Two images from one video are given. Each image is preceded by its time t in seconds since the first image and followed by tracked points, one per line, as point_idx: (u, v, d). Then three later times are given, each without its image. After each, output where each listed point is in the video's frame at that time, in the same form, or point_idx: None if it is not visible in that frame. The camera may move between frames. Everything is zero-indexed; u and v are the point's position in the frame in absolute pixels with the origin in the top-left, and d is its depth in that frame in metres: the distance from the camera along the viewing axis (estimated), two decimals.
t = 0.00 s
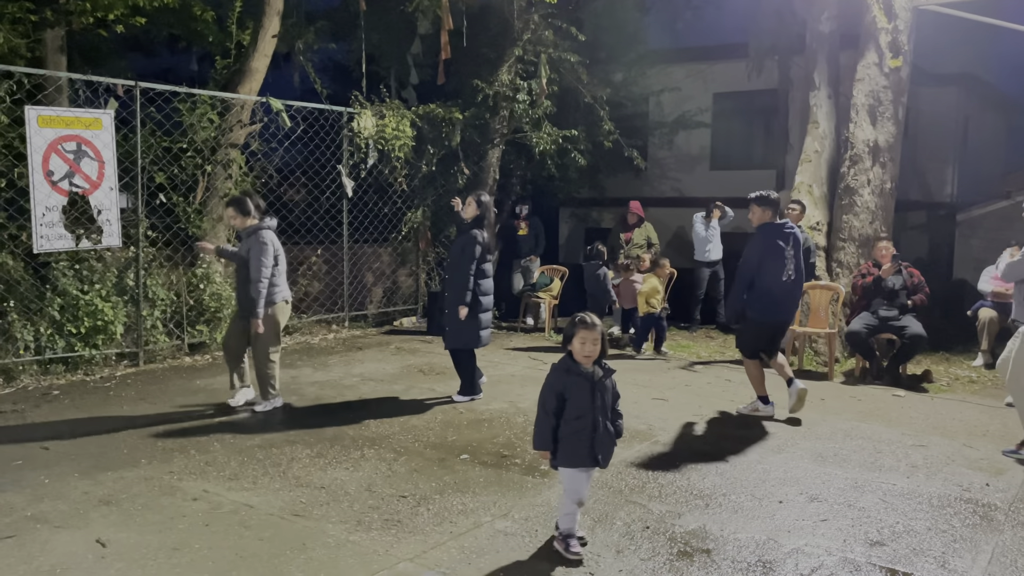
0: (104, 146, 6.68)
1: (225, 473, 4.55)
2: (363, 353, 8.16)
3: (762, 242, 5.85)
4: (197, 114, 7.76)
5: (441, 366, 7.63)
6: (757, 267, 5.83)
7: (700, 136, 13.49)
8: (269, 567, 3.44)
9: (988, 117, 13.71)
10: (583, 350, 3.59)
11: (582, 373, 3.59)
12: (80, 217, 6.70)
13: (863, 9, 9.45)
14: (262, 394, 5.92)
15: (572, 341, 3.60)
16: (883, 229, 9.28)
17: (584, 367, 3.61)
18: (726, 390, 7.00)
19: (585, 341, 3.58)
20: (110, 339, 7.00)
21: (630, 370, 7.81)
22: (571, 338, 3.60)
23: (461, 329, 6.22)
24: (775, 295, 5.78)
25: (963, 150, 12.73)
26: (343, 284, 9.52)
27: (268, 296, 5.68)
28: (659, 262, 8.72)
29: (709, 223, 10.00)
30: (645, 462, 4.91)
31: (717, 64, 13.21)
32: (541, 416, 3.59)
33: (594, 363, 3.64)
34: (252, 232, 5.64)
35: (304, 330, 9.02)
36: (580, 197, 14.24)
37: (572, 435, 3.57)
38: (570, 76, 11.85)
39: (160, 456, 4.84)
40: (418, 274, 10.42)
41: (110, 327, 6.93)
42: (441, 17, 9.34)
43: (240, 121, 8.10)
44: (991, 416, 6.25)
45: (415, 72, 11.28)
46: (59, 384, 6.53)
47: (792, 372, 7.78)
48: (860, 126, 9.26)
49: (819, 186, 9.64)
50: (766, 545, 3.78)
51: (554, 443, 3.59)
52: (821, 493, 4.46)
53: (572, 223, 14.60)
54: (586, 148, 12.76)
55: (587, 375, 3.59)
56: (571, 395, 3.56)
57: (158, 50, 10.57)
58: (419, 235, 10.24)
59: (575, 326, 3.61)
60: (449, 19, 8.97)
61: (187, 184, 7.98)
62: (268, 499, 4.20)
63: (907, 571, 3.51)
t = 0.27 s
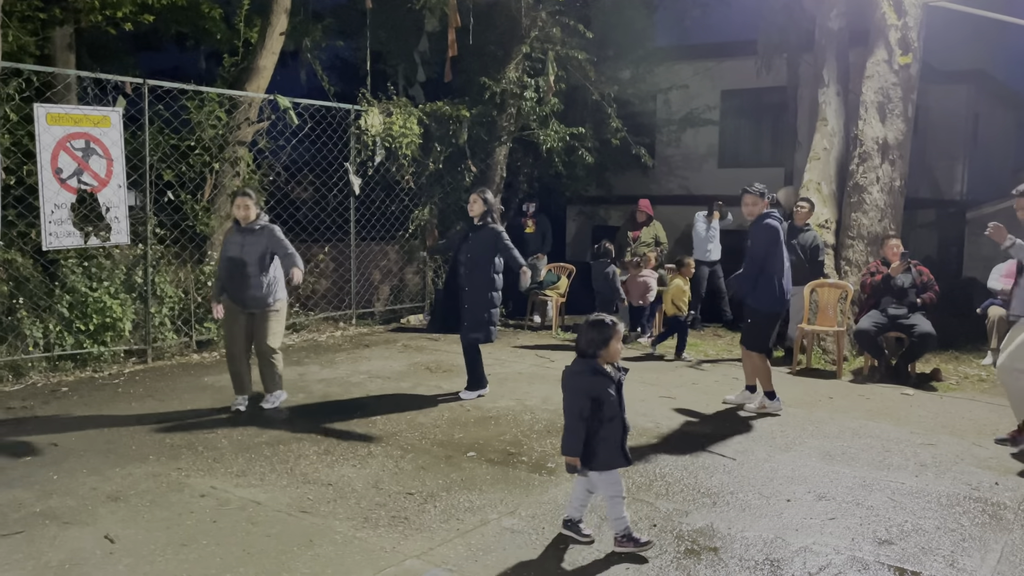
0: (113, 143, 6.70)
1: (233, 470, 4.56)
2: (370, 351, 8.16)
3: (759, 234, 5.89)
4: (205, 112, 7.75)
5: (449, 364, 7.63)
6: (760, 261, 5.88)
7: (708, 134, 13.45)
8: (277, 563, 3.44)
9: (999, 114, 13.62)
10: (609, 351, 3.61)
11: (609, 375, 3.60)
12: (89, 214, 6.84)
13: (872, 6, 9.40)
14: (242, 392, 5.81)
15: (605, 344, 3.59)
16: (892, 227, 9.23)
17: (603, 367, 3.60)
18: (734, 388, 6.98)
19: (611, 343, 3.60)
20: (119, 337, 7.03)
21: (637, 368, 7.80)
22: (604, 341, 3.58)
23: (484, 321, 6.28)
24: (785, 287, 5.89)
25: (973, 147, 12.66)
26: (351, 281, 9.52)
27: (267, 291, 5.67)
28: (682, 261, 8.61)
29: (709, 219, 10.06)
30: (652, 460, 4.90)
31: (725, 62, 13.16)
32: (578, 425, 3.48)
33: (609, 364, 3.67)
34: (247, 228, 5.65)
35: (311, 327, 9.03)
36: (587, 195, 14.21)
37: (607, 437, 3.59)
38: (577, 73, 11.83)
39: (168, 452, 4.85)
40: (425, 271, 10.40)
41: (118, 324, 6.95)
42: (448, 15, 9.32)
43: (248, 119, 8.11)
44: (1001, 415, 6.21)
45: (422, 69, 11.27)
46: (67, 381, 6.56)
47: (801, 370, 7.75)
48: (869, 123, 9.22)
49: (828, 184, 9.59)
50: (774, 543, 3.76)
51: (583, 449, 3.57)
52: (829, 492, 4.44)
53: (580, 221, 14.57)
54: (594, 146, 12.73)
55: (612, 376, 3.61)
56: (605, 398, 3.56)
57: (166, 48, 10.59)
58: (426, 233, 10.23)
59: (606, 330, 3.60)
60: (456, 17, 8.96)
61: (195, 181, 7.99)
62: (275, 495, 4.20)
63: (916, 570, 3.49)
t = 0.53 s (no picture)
0: (120, 142, 6.72)
1: (239, 468, 4.58)
2: (376, 349, 8.17)
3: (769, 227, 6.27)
4: (211, 111, 7.78)
5: (453, 362, 7.64)
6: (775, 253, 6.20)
7: (713, 132, 13.43)
8: (281, 561, 3.45)
9: (1006, 111, 13.57)
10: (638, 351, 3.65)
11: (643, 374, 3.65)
12: (95, 214, 6.93)
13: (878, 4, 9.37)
14: (246, 391, 5.80)
15: (638, 343, 3.63)
16: (898, 225, 9.21)
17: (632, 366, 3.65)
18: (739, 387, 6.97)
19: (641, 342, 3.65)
20: (125, 335, 7.09)
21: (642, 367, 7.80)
22: (642, 342, 3.62)
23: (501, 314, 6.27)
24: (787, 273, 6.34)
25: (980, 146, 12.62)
26: (356, 280, 9.55)
27: (273, 287, 5.68)
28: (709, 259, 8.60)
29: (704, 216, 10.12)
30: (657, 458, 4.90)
31: (731, 60, 13.14)
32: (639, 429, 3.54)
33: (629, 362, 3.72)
34: (253, 226, 5.66)
35: (317, 325, 9.06)
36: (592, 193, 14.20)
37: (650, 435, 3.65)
38: (582, 71, 11.82)
39: (174, 450, 4.87)
40: (430, 270, 10.42)
41: (125, 322, 7.01)
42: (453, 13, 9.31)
43: (254, 118, 8.14)
44: (1006, 414, 6.20)
45: (428, 68, 11.28)
46: (74, 378, 6.60)
47: (805, 369, 7.74)
48: (875, 121, 9.19)
49: (833, 182, 9.58)
50: (779, 543, 3.76)
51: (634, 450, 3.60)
52: (834, 491, 4.44)
53: (585, 220, 14.56)
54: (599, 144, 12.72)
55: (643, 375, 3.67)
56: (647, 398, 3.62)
57: (172, 47, 10.62)
58: (431, 232, 10.25)
59: (639, 329, 3.63)
60: (461, 16, 8.95)
61: (202, 179, 8.02)
62: (281, 493, 4.22)
63: (921, 570, 3.49)
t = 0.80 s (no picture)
0: (127, 141, 6.74)
1: (245, 466, 4.59)
2: (381, 348, 8.18)
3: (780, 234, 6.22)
4: (218, 109, 7.78)
5: (459, 361, 7.65)
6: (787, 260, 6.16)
7: (719, 130, 13.41)
8: (288, 559, 3.46)
9: (1013, 110, 13.52)
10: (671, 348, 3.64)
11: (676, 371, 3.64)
12: (103, 211, 6.84)
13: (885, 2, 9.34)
14: (254, 391, 5.83)
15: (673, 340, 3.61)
16: (905, 224, 9.18)
17: (667, 365, 3.63)
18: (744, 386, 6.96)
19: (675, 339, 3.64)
20: (132, 332, 7.09)
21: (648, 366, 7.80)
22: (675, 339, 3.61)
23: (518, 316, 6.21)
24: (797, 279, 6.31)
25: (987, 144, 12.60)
26: (362, 278, 9.56)
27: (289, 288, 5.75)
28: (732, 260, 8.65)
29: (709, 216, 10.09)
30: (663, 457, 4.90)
31: (737, 59, 13.11)
32: (687, 429, 3.51)
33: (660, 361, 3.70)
34: (271, 228, 5.68)
35: (323, 324, 9.08)
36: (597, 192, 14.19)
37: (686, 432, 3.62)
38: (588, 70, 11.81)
39: (181, 448, 4.88)
40: (436, 268, 10.42)
41: (132, 320, 7.02)
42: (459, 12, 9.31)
43: (260, 116, 8.15)
44: (1014, 414, 6.18)
45: (433, 66, 11.28)
46: (82, 376, 6.62)
47: (811, 368, 7.73)
48: (882, 120, 9.16)
49: (840, 181, 9.55)
50: (785, 542, 3.76)
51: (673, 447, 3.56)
52: (841, 490, 4.43)
53: (590, 218, 14.56)
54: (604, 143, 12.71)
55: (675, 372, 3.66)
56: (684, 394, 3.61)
57: (178, 45, 10.64)
58: (436, 230, 10.25)
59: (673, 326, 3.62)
60: (467, 15, 8.94)
61: (208, 178, 8.03)
62: (287, 490, 4.23)
63: (928, 570, 3.48)
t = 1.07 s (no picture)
0: (136, 140, 6.77)
1: (252, 464, 4.60)
2: (388, 347, 8.20)
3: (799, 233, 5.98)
4: (226, 109, 7.81)
5: (465, 360, 7.65)
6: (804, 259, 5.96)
7: (726, 130, 13.39)
8: (295, 557, 3.47)
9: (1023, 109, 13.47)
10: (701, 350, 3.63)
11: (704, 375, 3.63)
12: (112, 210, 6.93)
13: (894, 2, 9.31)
14: (267, 386, 5.86)
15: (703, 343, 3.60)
16: (913, 225, 9.15)
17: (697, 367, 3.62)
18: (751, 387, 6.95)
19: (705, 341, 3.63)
20: (141, 330, 7.12)
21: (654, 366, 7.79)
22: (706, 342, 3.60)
23: (533, 316, 6.19)
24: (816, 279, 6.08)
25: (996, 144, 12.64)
26: (369, 278, 9.59)
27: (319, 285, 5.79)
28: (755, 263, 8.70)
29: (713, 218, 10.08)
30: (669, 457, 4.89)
31: (744, 58, 13.08)
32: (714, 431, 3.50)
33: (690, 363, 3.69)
34: (299, 225, 5.73)
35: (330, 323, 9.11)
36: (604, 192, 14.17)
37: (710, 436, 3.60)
38: (595, 70, 11.81)
39: (189, 446, 4.90)
40: (442, 268, 10.44)
41: (141, 318, 7.04)
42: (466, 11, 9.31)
43: (268, 116, 8.18)
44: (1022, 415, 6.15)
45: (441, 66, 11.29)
46: (91, 374, 6.66)
47: (819, 369, 7.71)
48: (891, 120, 9.13)
49: (848, 182, 9.52)
50: (792, 542, 3.75)
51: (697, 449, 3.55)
52: (848, 491, 4.42)
53: (597, 218, 14.55)
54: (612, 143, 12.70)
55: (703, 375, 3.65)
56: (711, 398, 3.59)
57: (187, 45, 10.67)
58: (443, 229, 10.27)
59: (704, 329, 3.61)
60: (474, 15, 8.94)
61: (216, 177, 8.06)
62: (295, 489, 4.24)
63: (935, 570, 3.48)
